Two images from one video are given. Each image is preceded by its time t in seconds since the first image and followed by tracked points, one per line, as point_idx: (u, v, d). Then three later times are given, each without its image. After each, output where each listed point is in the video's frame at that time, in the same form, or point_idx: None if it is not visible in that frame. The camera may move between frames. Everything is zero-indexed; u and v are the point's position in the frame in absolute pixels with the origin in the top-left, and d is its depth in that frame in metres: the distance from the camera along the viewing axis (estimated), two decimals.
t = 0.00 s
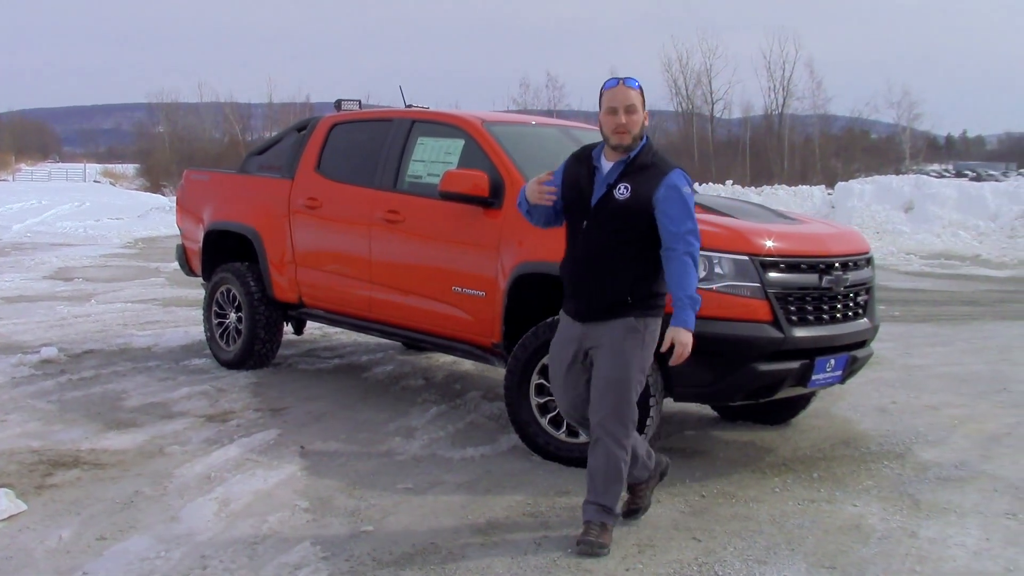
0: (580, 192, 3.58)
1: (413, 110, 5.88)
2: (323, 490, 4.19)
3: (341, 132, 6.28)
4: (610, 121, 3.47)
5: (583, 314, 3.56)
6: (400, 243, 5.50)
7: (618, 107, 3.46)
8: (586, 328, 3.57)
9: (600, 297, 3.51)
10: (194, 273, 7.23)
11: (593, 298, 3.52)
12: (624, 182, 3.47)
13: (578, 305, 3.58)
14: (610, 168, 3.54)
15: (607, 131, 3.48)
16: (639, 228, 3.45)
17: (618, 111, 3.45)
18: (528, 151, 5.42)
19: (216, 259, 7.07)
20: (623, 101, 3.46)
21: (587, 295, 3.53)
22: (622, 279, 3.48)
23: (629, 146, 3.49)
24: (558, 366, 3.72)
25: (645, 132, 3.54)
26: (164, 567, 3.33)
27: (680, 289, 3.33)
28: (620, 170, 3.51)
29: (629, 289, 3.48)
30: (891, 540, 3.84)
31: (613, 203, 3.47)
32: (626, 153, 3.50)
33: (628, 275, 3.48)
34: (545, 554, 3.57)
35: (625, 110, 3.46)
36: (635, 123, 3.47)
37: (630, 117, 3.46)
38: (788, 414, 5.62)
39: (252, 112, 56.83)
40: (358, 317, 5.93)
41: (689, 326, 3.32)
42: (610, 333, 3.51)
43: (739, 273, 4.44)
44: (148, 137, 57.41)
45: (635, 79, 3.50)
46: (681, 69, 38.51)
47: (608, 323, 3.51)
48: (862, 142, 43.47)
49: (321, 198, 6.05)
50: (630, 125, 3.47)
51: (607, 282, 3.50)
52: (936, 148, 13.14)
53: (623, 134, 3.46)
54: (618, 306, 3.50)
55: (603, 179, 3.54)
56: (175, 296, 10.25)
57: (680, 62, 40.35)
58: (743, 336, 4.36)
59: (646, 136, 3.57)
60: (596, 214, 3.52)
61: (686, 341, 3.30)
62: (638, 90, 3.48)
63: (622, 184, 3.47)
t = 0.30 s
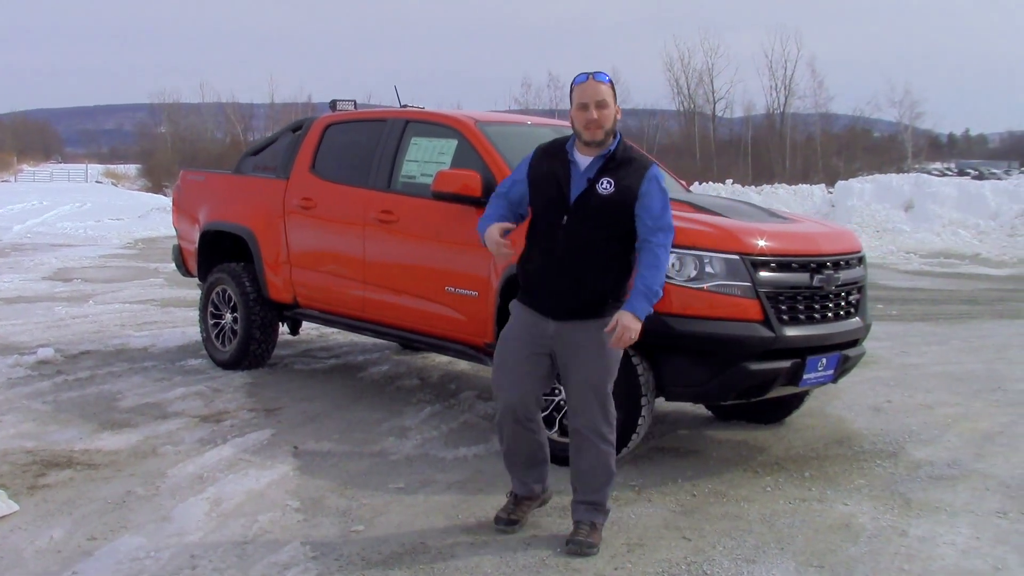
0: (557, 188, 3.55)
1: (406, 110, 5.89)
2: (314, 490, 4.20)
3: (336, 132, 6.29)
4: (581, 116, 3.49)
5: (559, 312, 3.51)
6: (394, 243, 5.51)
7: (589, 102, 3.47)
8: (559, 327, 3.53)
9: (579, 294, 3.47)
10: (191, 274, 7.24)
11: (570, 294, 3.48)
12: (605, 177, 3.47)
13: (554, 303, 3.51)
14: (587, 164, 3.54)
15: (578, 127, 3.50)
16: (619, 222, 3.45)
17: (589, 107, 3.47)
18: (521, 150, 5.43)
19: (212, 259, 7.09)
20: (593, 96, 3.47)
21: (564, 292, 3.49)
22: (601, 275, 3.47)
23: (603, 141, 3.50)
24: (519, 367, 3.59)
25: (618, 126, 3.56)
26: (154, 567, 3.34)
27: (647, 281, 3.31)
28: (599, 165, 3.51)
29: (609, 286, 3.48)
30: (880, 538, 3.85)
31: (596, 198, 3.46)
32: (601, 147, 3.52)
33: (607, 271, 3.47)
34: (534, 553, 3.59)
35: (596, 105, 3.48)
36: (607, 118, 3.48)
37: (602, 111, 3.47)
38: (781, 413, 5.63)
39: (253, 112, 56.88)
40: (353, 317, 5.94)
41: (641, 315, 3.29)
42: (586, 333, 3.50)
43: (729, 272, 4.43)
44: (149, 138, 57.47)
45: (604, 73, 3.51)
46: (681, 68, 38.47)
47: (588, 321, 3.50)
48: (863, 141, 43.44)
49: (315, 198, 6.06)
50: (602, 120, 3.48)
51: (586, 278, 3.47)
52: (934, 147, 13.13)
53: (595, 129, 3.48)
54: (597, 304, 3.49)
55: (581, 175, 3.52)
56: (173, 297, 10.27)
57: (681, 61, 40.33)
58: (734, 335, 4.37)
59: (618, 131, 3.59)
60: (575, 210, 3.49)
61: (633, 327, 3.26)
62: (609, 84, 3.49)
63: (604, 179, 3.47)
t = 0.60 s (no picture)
0: (515, 192, 3.51)
1: (404, 111, 5.92)
2: (309, 488, 4.23)
3: (334, 133, 6.33)
4: (529, 118, 3.46)
5: (533, 315, 3.48)
6: (391, 243, 5.53)
7: (538, 104, 3.43)
8: (533, 330, 3.50)
9: (554, 296, 3.48)
10: (191, 274, 7.28)
11: (544, 296, 3.47)
12: (565, 177, 3.48)
13: (526, 307, 3.48)
14: (542, 165, 3.53)
15: (528, 130, 3.47)
16: (583, 220, 3.50)
17: (538, 109, 3.43)
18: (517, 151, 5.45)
19: (212, 259, 7.12)
20: (540, 98, 3.43)
21: (537, 295, 3.47)
22: (571, 274, 3.50)
23: (554, 141, 3.49)
24: (488, 373, 3.54)
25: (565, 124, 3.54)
26: (148, 564, 3.37)
27: (630, 277, 3.45)
28: (555, 166, 3.51)
29: (580, 284, 3.54)
30: (872, 537, 3.86)
31: (558, 198, 3.46)
32: (553, 147, 3.50)
33: (576, 269, 3.51)
34: (526, 551, 3.61)
35: (544, 106, 3.45)
36: (555, 118, 3.46)
37: (550, 112, 3.45)
38: (777, 413, 5.64)
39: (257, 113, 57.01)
40: (350, 317, 5.96)
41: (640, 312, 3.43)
42: (557, 333, 3.50)
43: (723, 272, 4.44)
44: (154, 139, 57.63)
45: (547, 72, 3.48)
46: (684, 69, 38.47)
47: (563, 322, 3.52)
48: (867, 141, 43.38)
49: (313, 199, 6.08)
50: (552, 121, 3.46)
51: (558, 279, 3.48)
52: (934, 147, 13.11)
53: (547, 130, 3.45)
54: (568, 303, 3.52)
55: (538, 177, 3.51)
56: (175, 297, 10.32)
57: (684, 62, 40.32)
58: (727, 334, 4.37)
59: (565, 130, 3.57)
60: (539, 212, 3.47)
61: (641, 327, 3.40)
62: (554, 84, 3.46)
63: (563, 179, 3.47)
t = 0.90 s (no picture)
0: (451, 195, 3.55)
1: (403, 112, 5.96)
2: (307, 485, 4.26)
3: (334, 134, 6.37)
4: (457, 123, 3.48)
5: (490, 312, 3.54)
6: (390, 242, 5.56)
7: (465, 109, 3.46)
8: (491, 325, 3.55)
9: (506, 289, 3.54)
10: (192, 274, 7.33)
11: (496, 291, 3.53)
12: (498, 174, 3.55)
13: (481, 304, 3.53)
14: (472, 166, 3.58)
15: (458, 135, 3.49)
16: (520, 212, 3.59)
17: (467, 115, 3.46)
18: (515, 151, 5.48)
19: (213, 259, 7.17)
20: (467, 102, 3.46)
21: (490, 291, 3.52)
22: (517, 265, 3.59)
23: (482, 142, 3.55)
24: (453, 373, 3.60)
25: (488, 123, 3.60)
26: (145, 559, 3.41)
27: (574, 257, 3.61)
28: (485, 164, 3.58)
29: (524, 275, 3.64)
30: (865, 533, 3.88)
31: (494, 196, 3.54)
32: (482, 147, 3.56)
33: (519, 260, 3.61)
34: (521, 547, 3.63)
35: (471, 110, 3.48)
36: (482, 121, 3.51)
37: (477, 115, 3.48)
38: (774, 412, 5.66)
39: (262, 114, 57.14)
40: (349, 317, 5.99)
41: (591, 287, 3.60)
42: (514, 324, 3.57)
43: (719, 272, 4.46)
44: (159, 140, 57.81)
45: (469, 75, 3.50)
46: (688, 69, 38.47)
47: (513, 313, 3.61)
48: (871, 141, 43.32)
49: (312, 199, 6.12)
50: (479, 124, 3.51)
51: (507, 272, 3.55)
52: (936, 147, 13.11)
53: (476, 133, 3.49)
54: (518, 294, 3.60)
55: (471, 178, 3.56)
56: (178, 297, 10.37)
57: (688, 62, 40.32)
58: (722, 333, 4.40)
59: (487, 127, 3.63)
60: (478, 211, 3.53)
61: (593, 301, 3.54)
62: (476, 87, 3.49)
63: (496, 176, 3.55)
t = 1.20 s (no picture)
0: (438, 191, 3.63)
1: (407, 112, 6.00)
2: (311, 482, 4.30)
3: (338, 134, 6.41)
4: (440, 118, 3.57)
5: (479, 302, 3.67)
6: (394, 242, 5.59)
7: (449, 105, 3.56)
8: (477, 316, 3.68)
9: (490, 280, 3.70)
10: (197, 273, 7.38)
11: (483, 282, 3.67)
12: (478, 169, 3.69)
13: (471, 296, 3.64)
14: (452, 162, 3.70)
15: (438, 129, 3.58)
16: (496, 206, 3.77)
17: (450, 110, 3.56)
18: (518, 151, 5.51)
19: (219, 258, 7.22)
20: (451, 99, 3.56)
21: (478, 282, 3.66)
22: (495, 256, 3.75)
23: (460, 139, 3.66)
24: (443, 365, 3.68)
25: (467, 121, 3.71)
26: (151, 554, 3.45)
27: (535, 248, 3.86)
28: (465, 160, 3.71)
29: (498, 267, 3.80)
30: (864, 532, 3.91)
31: (479, 190, 3.68)
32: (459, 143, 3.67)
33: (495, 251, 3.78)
34: (522, 543, 3.67)
35: (454, 107, 3.58)
36: (463, 118, 3.62)
37: (459, 112, 3.59)
38: (776, 411, 5.69)
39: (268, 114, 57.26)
40: (354, 316, 6.02)
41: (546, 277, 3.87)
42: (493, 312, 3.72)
43: (720, 272, 4.48)
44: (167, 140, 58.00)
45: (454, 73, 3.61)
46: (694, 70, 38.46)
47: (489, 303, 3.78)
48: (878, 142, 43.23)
49: (316, 199, 6.16)
50: (460, 121, 3.61)
51: (490, 263, 3.70)
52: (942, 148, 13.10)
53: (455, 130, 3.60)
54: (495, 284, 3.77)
55: (454, 173, 3.68)
56: (184, 296, 10.43)
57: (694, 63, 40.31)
58: (723, 333, 4.42)
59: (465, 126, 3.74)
60: (465, 205, 3.65)
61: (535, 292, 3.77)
62: (461, 84, 3.60)
63: (478, 171, 3.69)
